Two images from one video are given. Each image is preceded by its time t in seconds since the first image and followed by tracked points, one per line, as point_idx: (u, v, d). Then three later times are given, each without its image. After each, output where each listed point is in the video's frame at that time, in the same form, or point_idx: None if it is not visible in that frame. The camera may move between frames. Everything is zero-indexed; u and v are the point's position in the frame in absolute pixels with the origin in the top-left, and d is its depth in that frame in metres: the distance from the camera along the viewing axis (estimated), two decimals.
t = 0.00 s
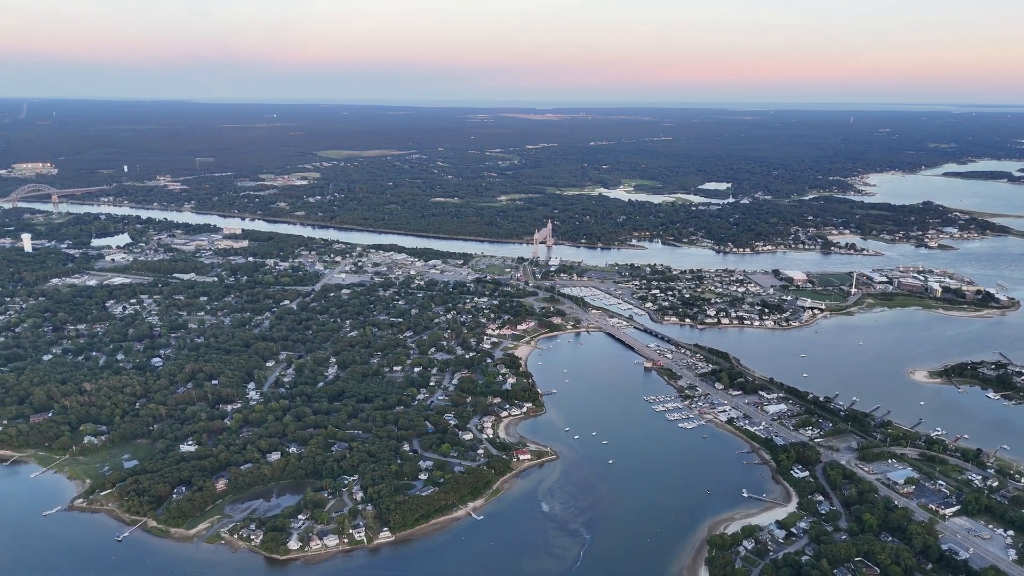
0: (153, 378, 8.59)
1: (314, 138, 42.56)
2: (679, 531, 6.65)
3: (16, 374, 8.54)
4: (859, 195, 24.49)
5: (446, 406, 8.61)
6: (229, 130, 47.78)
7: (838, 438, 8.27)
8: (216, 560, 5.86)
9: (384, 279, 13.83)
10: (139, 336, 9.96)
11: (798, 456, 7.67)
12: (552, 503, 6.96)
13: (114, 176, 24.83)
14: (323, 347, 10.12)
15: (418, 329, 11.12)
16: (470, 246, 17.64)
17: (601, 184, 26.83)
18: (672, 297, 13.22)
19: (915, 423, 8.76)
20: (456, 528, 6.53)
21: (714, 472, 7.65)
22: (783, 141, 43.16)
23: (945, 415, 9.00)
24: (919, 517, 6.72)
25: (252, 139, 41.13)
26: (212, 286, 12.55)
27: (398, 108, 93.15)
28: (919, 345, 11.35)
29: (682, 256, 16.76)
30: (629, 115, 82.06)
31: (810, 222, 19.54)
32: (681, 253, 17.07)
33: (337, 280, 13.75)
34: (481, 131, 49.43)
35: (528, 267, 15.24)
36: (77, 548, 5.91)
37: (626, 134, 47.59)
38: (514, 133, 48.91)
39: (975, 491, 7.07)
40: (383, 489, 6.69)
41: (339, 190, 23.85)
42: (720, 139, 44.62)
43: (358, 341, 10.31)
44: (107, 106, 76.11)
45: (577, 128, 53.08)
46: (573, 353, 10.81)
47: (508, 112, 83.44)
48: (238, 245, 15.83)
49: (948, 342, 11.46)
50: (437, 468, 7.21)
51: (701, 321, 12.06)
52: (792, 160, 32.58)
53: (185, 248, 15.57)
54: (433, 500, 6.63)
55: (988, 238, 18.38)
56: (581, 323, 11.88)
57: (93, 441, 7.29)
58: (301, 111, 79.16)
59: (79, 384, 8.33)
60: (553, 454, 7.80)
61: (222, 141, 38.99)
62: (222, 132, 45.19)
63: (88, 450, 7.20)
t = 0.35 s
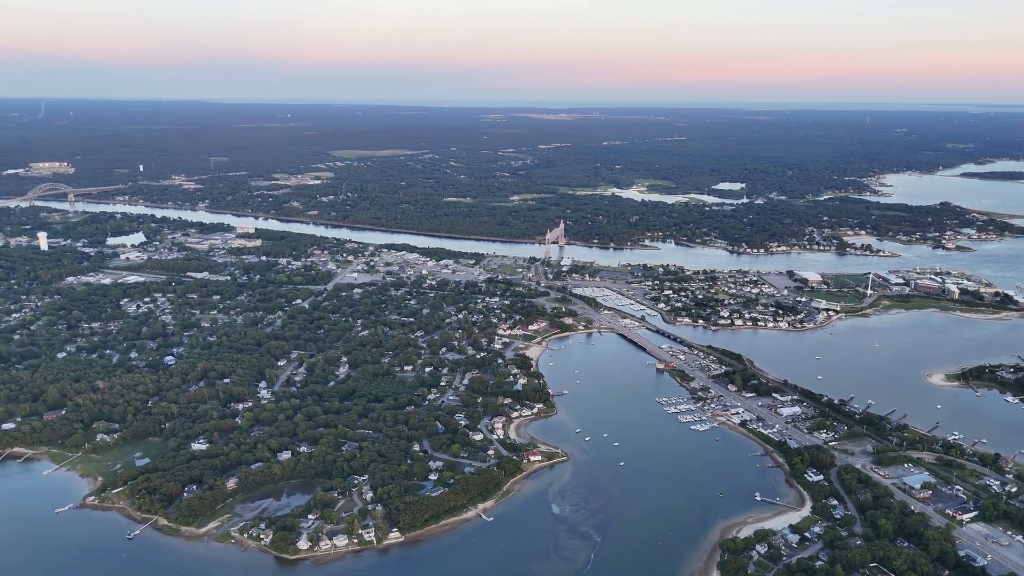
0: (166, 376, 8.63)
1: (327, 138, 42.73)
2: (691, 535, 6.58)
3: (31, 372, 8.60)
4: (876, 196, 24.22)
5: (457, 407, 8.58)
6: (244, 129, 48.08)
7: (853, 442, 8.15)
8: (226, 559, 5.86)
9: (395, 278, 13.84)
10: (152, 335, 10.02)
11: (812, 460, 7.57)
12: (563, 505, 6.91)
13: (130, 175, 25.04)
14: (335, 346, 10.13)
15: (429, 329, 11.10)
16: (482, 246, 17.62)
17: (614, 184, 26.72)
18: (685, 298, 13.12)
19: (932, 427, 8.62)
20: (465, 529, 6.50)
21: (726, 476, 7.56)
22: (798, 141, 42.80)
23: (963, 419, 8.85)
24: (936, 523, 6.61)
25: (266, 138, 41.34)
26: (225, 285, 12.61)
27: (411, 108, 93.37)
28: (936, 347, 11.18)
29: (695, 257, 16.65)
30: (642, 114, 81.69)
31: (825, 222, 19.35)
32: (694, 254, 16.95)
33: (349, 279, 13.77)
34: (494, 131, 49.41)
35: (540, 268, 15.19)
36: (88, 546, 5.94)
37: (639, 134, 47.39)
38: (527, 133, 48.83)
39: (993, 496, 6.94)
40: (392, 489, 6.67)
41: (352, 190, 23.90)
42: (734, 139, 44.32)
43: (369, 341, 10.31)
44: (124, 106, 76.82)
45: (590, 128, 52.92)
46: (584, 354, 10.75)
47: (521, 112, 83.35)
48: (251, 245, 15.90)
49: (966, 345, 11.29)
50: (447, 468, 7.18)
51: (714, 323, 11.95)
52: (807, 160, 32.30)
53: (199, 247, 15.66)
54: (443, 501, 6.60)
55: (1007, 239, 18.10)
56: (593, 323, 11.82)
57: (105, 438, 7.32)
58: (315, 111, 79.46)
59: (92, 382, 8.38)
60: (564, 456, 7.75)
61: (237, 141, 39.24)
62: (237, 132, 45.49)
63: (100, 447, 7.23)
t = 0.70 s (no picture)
0: (178, 375, 8.66)
1: (340, 138, 42.88)
2: (702, 539, 6.51)
3: (44, 370, 8.67)
4: (892, 197, 23.93)
5: (467, 407, 8.55)
6: (258, 130, 48.34)
7: (868, 445, 8.04)
8: (235, 559, 5.86)
9: (407, 278, 13.84)
10: (165, 333, 10.07)
11: (826, 464, 7.47)
12: (573, 508, 6.86)
13: (145, 174, 25.24)
14: (345, 346, 10.13)
15: (440, 329, 11.08)
16: (494, 246, 17.59)
17: (626, 184, 26.61)
18: (697, 299, 13.03)
19: (949, 431, 8.48)
20: (475, 531, 6.46)
21: (738, 479, 7.47)
22: (813, 141, 42.42)
23: (980, 423, 8.70)
24: (952, 529, 6.49)
25: (280, 139, 41.54)
26: (237, 284, 12.66)
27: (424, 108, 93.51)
28: (953, 350, 11.01)
29: (707, 257, 16.53)
30: (655, 114, 81.31)
31: (840, 223, 19.15)
32: (707, 254, 16.83)
33: (360, 279, 13.79)
34: (506, 131, 49.36)
35: (551, 268, 15.14)
36: (99, 545, 5.96)
37: (652, 134, 47.18)
38: (539, 133, 48.73)
39: (1012, 503, 6.81)
40: (402, 489, 6.65)
41: (364, 190, 23.95)
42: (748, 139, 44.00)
43: (380, 340, 10.30)
44: (140, 107, 77.50)
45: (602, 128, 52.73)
46: (596, 354, 10.68)
47: (534, 112, 83.27)
48: (264, 244, 15.95)
49: (984, 347, 11.11)
50: (456, 469, 7.15)
51: (727, 324, 11.85)
52: (821, 161, 32.01)
53: (212, 246, 15.75)
54: (452, 503, 6.57)
55: None
56: (604, 324, 11.75)
57: (117, 436, 7.36)
58: (329, 111, 79.79)
59: (105, 380, 8.43)
60: (574, 457, 7.70)
61: (252, 141, 39.48)
62: (251, 132, 45.77)
63: (112, 445, 7.27)
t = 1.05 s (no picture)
0: (189, 374, 8.69)
1: (353, 137, 43.02)
2: (714, 543, 6.43)
3: (57, 368, 8.73)
4: (908, 197, 23.65)
5: (477, 407, 8.52)
6: (271, 129, 48.56)
7: (883, 449, 7.93)
8: (244, 558, 5.86)
9: (418, 278, 13.83)
10: (177, 332, 10.11)
11: (840, 468, 7.37)
12: (583, 510, 6.81)
13: (159, 174, 25.43)
14: (356, 345, 10.13)
15: (451, 329, 11.06)
16: (505, 246, 17.55)
17: (638, 184, 26.49)
18: (710, 300, 12.92)
19: (966, 435, 8.34)
20: (484, 532, 6.42)
21: (751, 482, 7.39)
22: (828, 141, 42.05)
23: (998, 428, 8.56)
24: (969, 534, 6.38)
25: (293, 138, 41.72)
26: (249, 283, 12.70)
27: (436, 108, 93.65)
28: (970, 353, 10.85)
29: (720, 258, 16.40)
30: (668, 114, 80.92)
31: (855, 224, 18.95)
32: (720, 255, 16.71)
33: (372, 278, 13.81)
34: (518, 131, 49.31)
35: (562, 268, 15.09)
36: (110, 543, 5.98)
37: (665, 134, 46.96)
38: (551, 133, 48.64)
39: None
40: (411, 490, 6.62)
41: (376, 189, 24.00)
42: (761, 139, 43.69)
43: (391, 340, 10.29)
44: (155, 106, 78.11)
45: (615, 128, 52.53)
46: (607, 355, 10.62)
47: (546, 112, 83.15)
48: (276, 243, 16.00)
49: (1002, 350, 10.93)
50: (466, 470, 7.12)
51: (740, 325, 11.75)
52: (836, 161, 31.71)
53: (225, 245, 15.83)
54: (461, 504, 6.54)
55: None
56: (616, 325, 11.69)
57: (128, 434, 7.39)
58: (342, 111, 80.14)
59: (117, 378, 8.47)
60: (584, 459, 7.64)
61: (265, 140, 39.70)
62: (264, 131, 46.04)
63: (123, 444, 7.30)
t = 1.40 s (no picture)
0: (200, 372, 8.72)
1: (366, 137, 43.14)
2: (726, 547, 6.36)
3: (70, 366, 8.78)
4: (924, 198, 23.39)
5: (487, 408, 8.48)
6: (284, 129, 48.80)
7: (898, 453, 7.81)
8: (253, 558, 5.85)
9: (429, 278, 13.83)
10: (189, 331, 10.15)
11: (854, 472, 7.27)
12: (593, 512, 6.75)
13: (173, 173, 25.61)
14: (367, 345, 10.12)
15: (461, 328, 11.03)
16: (517, 246, 17.51)
17: (651, 184, 26.37)
18: (722, 301, 12.82)
19: (983, 440, 8.21)
20: (493, 534, 6.39)
21: (764, 486, 7.30)
22: (844, 141, 41.68)
23: (1016, 432, 8.41)
24: (986, 541, 6.27)
25: (306, 138, 41.90)
26: (261, 282, 12.74)
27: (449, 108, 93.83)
28: (987, 356, 10.68)
29: (733, 259, 16.27)
30: (681, 114, 80.51)
31: (870, 225, 18.74)
32: (733, 256, 16.58)
33: (383, 278, 13.81)
34: (530, 131, 49.24)
35: (574, 268, 15.03)
36: (120, 541, 6.00)
37: (678, 134, 46.74)
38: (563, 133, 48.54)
39: None
40: (420, 491, 6.59)
41: (388, 189, 24.02)
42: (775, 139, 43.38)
43: (401, 339, 10.28)
44: (170, 106, 78.72)
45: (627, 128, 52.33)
46: (618, 357, 10.55)
47: (559, 112, 83.07)
48: (288, 243, 16.05)
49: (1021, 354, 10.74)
50: (476, 471, 7.08)
51: (753, 327, 11.64)
52: (852, 161, 31.41)
53: (237, 244, 15.90)
54: (471, 505, 6.50)
55: None
56: (627, 325, 11.61)
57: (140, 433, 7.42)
58: (355, 111, 80.41)
59: (129, 376, 8.52)
60: (595, 461, 7.59)
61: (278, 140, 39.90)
62: (278, 131, 46.28)
63: (134, 442, 7.33)
